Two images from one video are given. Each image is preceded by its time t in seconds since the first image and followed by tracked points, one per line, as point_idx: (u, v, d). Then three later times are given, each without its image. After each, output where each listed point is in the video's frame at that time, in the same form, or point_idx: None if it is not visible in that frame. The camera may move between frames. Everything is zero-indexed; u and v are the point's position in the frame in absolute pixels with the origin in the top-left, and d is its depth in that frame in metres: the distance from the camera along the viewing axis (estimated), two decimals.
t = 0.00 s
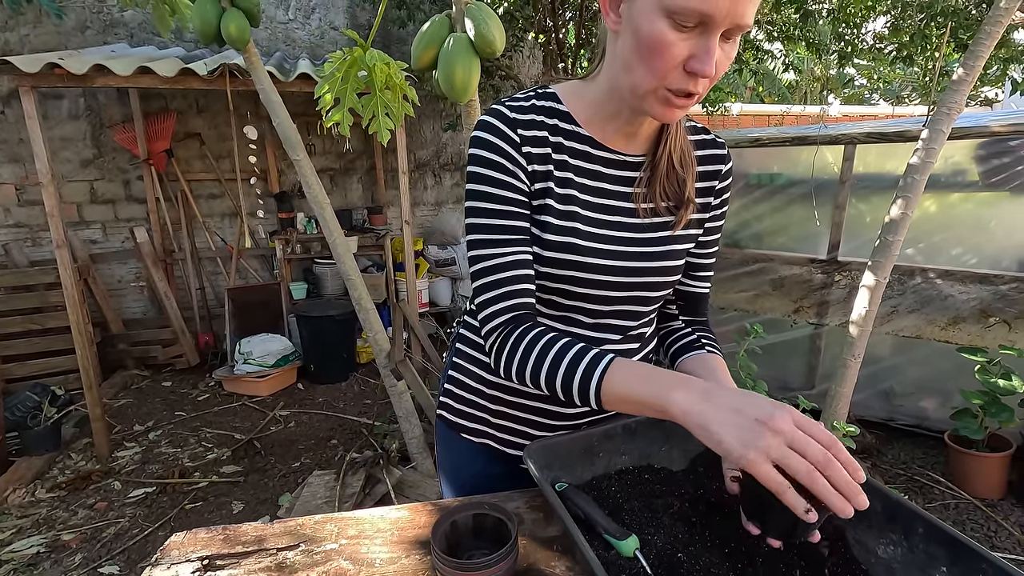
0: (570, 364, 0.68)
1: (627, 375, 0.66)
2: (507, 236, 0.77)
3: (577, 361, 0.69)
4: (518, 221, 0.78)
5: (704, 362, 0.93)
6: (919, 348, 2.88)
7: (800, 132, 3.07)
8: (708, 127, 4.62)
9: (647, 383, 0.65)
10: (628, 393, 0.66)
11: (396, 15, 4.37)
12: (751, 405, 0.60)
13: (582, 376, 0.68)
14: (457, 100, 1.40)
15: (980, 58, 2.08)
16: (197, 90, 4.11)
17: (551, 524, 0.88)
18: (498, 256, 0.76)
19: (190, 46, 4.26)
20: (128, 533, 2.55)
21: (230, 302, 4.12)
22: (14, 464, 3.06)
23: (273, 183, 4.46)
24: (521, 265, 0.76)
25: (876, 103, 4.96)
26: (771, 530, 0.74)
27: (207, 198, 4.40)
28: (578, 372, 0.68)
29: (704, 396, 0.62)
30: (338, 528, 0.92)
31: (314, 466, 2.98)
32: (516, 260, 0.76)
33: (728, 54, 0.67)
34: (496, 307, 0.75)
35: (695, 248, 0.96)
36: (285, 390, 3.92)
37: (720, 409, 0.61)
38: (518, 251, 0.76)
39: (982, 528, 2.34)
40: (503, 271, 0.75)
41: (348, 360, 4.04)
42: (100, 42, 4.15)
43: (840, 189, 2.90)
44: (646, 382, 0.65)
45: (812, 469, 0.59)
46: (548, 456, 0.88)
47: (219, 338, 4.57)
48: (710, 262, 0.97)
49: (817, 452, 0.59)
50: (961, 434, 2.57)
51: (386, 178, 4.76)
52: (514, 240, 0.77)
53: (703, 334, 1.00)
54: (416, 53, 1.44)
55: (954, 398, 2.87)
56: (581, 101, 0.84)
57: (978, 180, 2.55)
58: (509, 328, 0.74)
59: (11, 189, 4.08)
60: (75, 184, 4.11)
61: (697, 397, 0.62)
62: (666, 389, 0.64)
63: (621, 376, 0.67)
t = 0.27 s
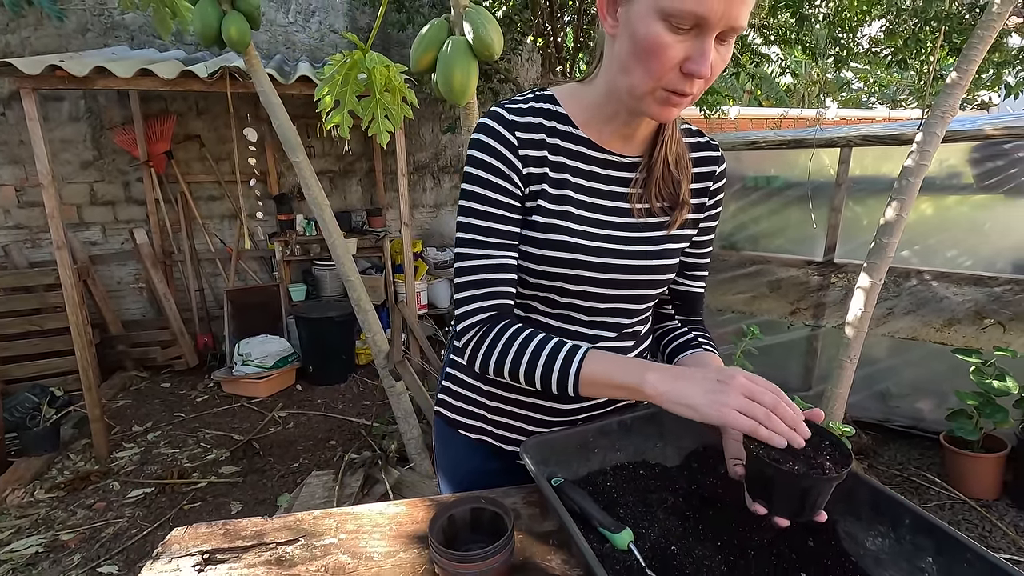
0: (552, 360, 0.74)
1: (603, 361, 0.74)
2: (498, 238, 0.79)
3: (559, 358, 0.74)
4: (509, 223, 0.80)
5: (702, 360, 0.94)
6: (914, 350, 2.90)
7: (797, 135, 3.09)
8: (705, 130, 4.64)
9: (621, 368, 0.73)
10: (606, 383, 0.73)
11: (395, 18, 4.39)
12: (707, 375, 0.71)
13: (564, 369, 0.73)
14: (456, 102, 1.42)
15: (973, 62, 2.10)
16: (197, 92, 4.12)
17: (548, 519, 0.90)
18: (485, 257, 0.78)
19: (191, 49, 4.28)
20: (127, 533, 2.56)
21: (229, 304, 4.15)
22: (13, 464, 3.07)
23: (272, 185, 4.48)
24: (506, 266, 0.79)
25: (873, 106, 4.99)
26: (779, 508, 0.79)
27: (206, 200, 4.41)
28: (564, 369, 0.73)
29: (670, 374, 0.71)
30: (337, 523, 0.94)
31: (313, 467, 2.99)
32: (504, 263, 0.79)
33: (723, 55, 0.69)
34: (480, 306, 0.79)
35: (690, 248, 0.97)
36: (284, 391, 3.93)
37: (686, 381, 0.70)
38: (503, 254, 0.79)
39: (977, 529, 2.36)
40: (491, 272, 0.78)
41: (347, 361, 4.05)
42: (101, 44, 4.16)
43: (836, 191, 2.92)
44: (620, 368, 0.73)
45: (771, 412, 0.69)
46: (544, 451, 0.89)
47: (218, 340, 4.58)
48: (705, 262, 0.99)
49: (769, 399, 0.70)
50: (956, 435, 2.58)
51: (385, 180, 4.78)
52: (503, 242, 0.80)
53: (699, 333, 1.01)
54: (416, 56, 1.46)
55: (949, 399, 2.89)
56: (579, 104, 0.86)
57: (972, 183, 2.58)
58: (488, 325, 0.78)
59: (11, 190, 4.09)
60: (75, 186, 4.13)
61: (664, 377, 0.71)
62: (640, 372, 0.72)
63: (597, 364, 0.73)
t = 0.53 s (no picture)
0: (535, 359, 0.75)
1: (572, 367, 0.75)
2: (483, 233, 0.82)
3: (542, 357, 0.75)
4: (494, 220, 0.82)
5: (694, 360, 0.96)
6: (912, 351, 2.91)
7: (794, 138, 3.11)
8: (704, 133, 4.66)
9: (590, 377, 0.74)
10: (575, 391, 0.74)
11: (395, 21, 4.41)
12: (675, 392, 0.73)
13: (544, 371, 0.74)
14: (453, 104, 1.44)
15: (968, 65, 2.11)
16: (198, 95, 4.15)
17: (539, 516, 0.91)
18: (468, 253, 0.81)
19: (192, 51, 4.30)
20: (126, 533, 2.57)
21: (229, 305, 4.17)
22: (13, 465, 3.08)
23: (272, 187, 4.50)
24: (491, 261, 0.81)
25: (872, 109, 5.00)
26: (754, 499, 0.80)
27: (207, 202, 4.43)
28: (544, 371, 0.74)
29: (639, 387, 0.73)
30: (331, 519, 0.95)
31: (311, 468, 3.00)
32: (486, 257, 0.81)
33: (707, 56, 0.70)
34: (466, 298, 0.81)
35: (681, 247, 0.98)
36: (283, 392, 3.94)
37: (653, 396, 0.72)
38: (488, 249, 0.82)
39: (974, 530, 2.36)
40: (473, 266, 0.80)
41: (346, 363, 4.06)
42: (102, 47, 4.19)
43: (833, 194, 2.93)
44: (591, 375, 0.74)
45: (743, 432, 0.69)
46: (536, 448, 0.90)
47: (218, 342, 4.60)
48: (696, 261, 1.00)
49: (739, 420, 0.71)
50: (953, 436, 2.59)
51: (385, 182, 4.79)
52: (488, 237, 0.82)
53: (690, 331, 1.03)
54: (412, 58, 1.47)
55: (946, 401, 2.90)
56: (569, 104, 0.87)
57: (969, 185, 2.59)
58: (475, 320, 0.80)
59: (12, 192, 4.11)
60: (76, 188, 4.15)
61: (632, 388, 0.73)
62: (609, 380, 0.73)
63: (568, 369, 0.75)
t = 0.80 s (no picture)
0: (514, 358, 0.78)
1: (551, 361, 0.78)
2: (466, 237, 0.84)
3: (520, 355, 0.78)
4: (476, 225, 0.84)
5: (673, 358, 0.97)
6: (908, 354, 2.92)
7: (790, 141, 3.12)
8: (703, 136, 4.67)
9: (567, 369, 0.77)
10: (555, 384, 0.77)
11: (395, 26, 4.44)
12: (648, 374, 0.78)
13: (522, 365, 0.77)
14: (445, 109, 1.46)
15: (961, 69, 2.12)
16: (199, 99, 4.18)
17: (524, 517, 0.92)
18: (451, 258, 0.83)
19: (193, 56, 4.34)
20: (124, 535, 2.58)
21: (229, 308, 4.19)
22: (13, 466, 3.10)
23: (272, 191, 4.53)
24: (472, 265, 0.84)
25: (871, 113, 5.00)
26: (715, 492, 0.83)
27: (207, 206, 4.45)
28: (522, 364, 0.77)
29: (616, 376, 0.77)
30: (319, 519, 0.96)
31: (309, 470, 3.01)
32: (465, 262, 0.84)
33: (682, 61, 0.72)
34: (447, 301, 0.83)
35: (664, 251, 1.01)
36: (282, 395, 3.96)
37: (626, 380, 0.77)
38: (470, 253, 0.84)
39: (969, 533, 2.36)
40: (455, 270, 0.83)
41: (344, 365, 4.07)
42: (104, 52, 4.22)
43: (829, 197, 2.94)
44: (570, 368, 0.77)
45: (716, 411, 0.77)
46: (521, 450, 0.91)
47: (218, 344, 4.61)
48: (678, 265, 1.02)
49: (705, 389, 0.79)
50: (948, 439, 2.59)
51: (385, 185, 4.81)
52: (471, 242, 0.85)
53: (673, 334, 1.05)
54: (405, 64, 1.49)
55: (942, 404, 2.90)
56: (552, 113, 0.90)
57: (963, 189, 2.60)
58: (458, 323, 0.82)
59: (15, 196, 4.14)
60: (77, 191, 4.17)
61: (608, 377, 0.77)
62: (587, 372, 0.77)
63: (546, 363, 0.78)
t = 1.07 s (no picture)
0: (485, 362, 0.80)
1: (515, 368, 0.79)
2: (442, 244, 0.87)
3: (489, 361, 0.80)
4: (452, 232, 0.87)
5: (650, 363, 0.98)
6: (903, 358, 2.91)
7: (785, 145, 3.13)
8: (701, 140, 4.68)
9: (529, 375, 0.79)
10: (519, 391, 0.79)
11: (394, 31, 4.47)
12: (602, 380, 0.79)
13: (487, 371, 0.79)
14: (433, 116, 1.47)
15: (952, 74, 2.12)
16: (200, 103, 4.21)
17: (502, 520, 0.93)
18: (427, 263, 0.86)
19: (194, 61, 4.37)
20: (121, 536, 2.60)
21: (229, 310, 4.22)
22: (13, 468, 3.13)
23: (272, 194, 4.56)
24: (446, 270, 0.86)
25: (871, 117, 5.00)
26: (687, 495, 0.85)
27: (207, 209, 4.49)
28: (487, 370, 0.79)
29: (573, 382, 0.78)
30: (300, 522, 0.97)
31: (305, 472, 3.03)
32: (440, 267, 0.86)
33: (650, 68, 0.73)
34: (417, 308, 0.85)
35: (643, 257, 1.02)
36: (281, 397, 3.98)
37: (580, 387, 0.78)
38: (442, 260, 0.87)
39: (962, 537, 2.36)
40: (430, 274, 0.85)
41: (342, 368, 4.09)
42: (106, 57, 4.26)
43: (824, 201, 2.95)
44: (533, 374, 0.79)
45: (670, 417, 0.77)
46: (499, 453, 0.93)
47: (218, 347, 4.64)
48: (656, 271, 1.03)
49: (661, 389, 0.81)
50: (943, 444, 2.59)
51: (384, 189, 4.84)
52: (447, 248, 0.87)
53: (653, 338, 1.06)
54: (395, 70, 1.51)
55: (938, 408, 2.90)
56: (529, 121, 0.92)
57: (958, 193, 2.60)
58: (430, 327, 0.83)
59: (17, 200, 4.17)
60: (79, 195, 4.21)
61: (566, 384, 0.78)
62: (548, 379, 0.79)
63: (512, 372, 0.79)
